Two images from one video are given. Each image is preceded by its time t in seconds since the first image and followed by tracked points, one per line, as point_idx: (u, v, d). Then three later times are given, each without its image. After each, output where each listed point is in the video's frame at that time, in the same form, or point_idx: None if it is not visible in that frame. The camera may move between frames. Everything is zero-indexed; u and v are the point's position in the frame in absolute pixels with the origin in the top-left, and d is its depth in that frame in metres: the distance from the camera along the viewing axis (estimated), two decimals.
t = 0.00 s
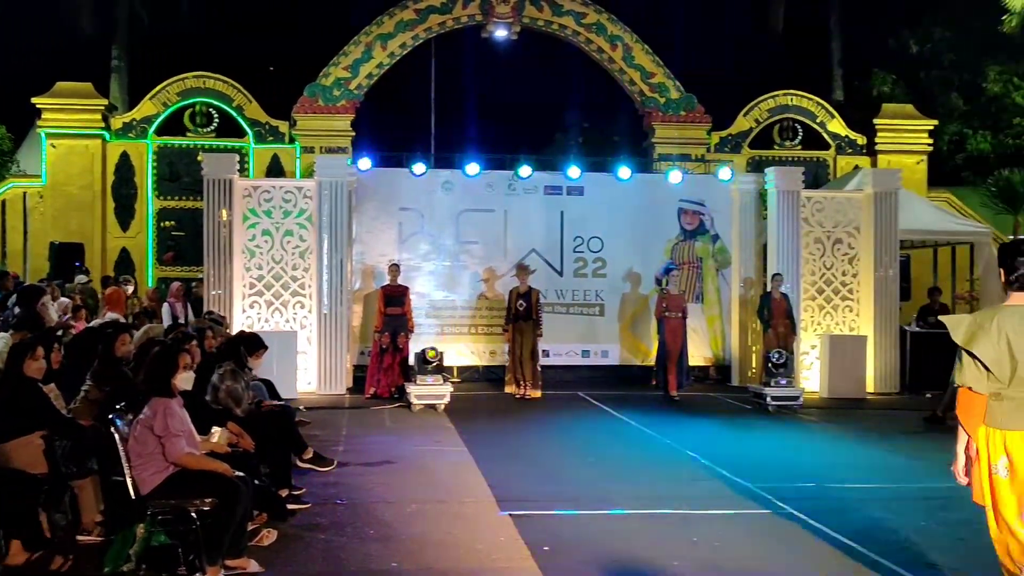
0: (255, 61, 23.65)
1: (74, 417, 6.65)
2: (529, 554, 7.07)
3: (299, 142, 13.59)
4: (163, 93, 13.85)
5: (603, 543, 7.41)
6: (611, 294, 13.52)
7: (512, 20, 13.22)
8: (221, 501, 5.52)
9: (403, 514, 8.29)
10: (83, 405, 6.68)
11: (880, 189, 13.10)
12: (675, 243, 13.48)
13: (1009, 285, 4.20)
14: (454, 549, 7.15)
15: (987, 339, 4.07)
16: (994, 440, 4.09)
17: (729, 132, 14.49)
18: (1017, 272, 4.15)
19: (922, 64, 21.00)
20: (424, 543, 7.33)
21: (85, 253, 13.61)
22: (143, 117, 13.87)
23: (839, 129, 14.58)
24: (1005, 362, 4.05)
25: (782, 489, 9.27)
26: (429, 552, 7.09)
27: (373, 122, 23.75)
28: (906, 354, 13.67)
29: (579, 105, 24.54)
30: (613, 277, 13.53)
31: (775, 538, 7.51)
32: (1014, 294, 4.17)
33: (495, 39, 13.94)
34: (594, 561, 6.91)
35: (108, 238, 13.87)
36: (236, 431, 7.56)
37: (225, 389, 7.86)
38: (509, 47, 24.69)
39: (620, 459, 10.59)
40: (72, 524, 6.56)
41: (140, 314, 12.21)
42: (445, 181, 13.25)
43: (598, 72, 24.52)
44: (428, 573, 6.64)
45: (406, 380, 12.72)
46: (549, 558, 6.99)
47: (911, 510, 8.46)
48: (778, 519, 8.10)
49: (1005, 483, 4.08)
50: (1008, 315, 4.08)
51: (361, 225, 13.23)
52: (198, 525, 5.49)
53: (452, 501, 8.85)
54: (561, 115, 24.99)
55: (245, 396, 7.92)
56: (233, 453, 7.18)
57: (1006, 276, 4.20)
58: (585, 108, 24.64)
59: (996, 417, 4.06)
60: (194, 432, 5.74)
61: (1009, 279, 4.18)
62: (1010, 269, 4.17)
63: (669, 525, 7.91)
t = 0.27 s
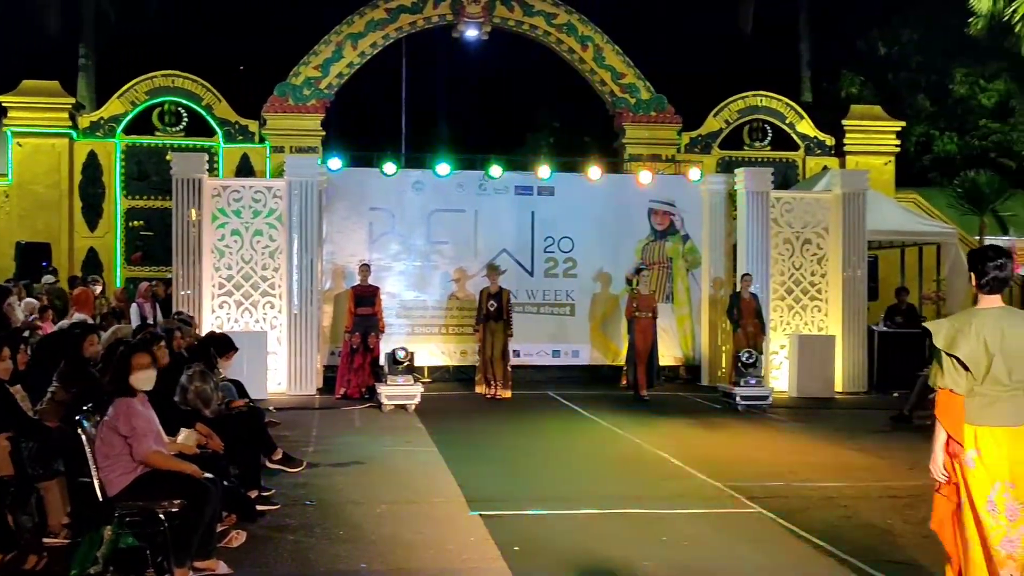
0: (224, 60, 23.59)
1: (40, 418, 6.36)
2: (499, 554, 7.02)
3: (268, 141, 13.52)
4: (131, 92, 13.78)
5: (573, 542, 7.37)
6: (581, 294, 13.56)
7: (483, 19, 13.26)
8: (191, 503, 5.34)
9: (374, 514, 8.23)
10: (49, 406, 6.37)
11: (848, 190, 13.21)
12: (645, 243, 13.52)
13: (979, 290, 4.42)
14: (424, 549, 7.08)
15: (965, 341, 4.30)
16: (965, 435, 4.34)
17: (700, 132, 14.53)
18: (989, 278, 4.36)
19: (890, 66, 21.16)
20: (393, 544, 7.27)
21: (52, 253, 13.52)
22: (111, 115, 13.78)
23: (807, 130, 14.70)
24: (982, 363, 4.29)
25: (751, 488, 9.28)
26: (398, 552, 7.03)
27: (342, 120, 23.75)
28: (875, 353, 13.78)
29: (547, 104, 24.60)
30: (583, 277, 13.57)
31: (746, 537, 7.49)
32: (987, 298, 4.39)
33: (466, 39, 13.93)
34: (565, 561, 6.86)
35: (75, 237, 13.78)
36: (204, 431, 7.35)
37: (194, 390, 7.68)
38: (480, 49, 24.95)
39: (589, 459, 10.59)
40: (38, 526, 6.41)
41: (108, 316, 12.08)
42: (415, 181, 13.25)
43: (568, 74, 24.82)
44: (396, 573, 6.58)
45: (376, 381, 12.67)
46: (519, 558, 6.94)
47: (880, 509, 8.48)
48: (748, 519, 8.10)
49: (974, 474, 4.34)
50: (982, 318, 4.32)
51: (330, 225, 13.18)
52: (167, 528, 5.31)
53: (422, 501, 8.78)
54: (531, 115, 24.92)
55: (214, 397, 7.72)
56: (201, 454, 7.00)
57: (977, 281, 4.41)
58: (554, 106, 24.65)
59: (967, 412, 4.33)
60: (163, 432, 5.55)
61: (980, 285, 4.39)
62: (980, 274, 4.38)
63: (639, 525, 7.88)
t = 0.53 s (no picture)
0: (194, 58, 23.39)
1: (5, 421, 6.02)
2: (470, 555, 6.99)
3: (239, 141, 13.47)
4: (100, 92, 13.69)
5: (545, 544, 7.36)
6: (553, 295, 13.60)
7: (455, 20, 13.17)
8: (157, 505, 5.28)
9: (346, 515, 8.18)
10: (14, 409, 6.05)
11: (818, 190, 13.29)
12: (617, 243, 13.55)
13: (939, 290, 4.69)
14: (395, 551, 7.04)
15: (923, 336, 4.57)
16: (924, 427, 4.57)
17: (671, 133, 14.60)
18: (948, 279, 4.63)
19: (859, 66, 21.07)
20: (365, 545, 7.22)
21: (19, 253, 13.41)
22: (80, 115, 13.69)
23: (778, 131, 14.80)
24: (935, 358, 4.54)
25: (721, 489, 9.31)
26: (369, 553, 6.99)
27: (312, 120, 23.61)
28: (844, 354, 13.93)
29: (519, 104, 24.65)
30: (555, 277, 13.60)
31: (717, 538, 7.50)
32: (944, 298, 4.67)
33: (437, 39, 13.93)
34: (537, 562, 6.84)
35: (43, 238, 13.68)
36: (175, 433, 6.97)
37: (164, 392, 7.87)
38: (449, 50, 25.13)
39: (560, 459, 10.59)
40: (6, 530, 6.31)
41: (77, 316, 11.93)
42: (387, 181, 13.24)
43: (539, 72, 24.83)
44: None
45: (347, 382, 12.62)
46: (490, 559, 6.92)
47: (849, 509, 8.52)
48: (719, 519, 8.11)
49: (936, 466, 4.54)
50: (938, 317, 4.60)
51: (302, 225, 13.13)
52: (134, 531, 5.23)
53: (393, 501, 8.74)
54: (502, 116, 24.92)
55: (182, 399, 7.94)
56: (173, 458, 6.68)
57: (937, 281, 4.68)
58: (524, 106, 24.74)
59: (929, 407, 4.55)
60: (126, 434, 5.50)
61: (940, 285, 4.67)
62: (940, 275, 4.65)
63: (610, 526, 7.88)
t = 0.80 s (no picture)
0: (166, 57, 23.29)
1: None
2: (443, 555, 6.99)
3: (211, 141, 13.40)
4: (70, 90, 13.59)
5: (518, 544, 7.37)
6: (526, 295, 13.63)
7: (428, 19, 13.16)
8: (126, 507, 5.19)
9: (319, 515, 8.16)
10: None
11: (790, 191, 13.38)
12: (590, 243, 13.60)
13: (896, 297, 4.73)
14: (367, 551, 7.02)
15: (878, 340, 4.62)
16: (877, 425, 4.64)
17: (643, 133, 14.65)
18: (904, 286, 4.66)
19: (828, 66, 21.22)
20: (337, 546, 7.20)
21: None
22: (49, 113, 13.59)
23: (750, 132, 14.89)
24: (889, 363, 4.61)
25: (691, 488, 9.36)
26: (342, 554, 6.97)
27: (283, 120, 23.52)
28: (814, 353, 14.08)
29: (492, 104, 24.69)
30: (528, 277, 13.63)
31: (690, 537, 7.53)
32: (899, 305, 4.71)
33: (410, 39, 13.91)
34: (509, 563, 6.85)
35: (12, 237, 13.57)
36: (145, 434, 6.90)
37: (134, 393, 7.54)
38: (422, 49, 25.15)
39: (532, 459, 10.61)
40: None
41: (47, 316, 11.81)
42: (360, 181, 13.22)
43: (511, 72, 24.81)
44: None
45: (320, 382, 12.59)
46: (463, 559, 6.92)
47: (819, 507, 8.58)
48: (691, 519, 8.14)
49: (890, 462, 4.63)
50: (893, 323, 4.65)
51: (274, 225, 13.09)
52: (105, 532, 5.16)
53: (365, 502, 8.72)
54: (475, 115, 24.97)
55: (154, 401, 7.63)
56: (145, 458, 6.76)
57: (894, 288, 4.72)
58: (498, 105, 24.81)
59: (883, 406, 4.62)
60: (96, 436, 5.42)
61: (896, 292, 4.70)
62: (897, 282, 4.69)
63: (581, 526, 7.90)
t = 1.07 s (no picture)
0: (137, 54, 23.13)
1: None
2: (416, 554, 6.97)
3: (182, 138, 13.31)
4: (38, 87, 13.46)
5: (491, 541, 7.36)
6: (500, 293, 13.64)
7: (401, 17, 13.21)
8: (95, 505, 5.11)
9: (292, 515, 8.13)
10: None
11: (763, 190, 13.45)
12: (564, 242, 13.62)
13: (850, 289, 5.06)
14: (340, 550, 7.00)
15: (840, 329, 4.94)
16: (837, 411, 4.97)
17: (617, 132, 14.69)
18: (858, 278, 5.00)
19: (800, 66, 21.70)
20: (310, 545, 7.17)
21: None
22: (17, 110, 13.45)
23: (722, 131, 14.96)
24: (849, 350, 4.93)
25: (663, 486, 9.40)
26: (314, 553, 6.94)
27: (257, 119, 23.42)
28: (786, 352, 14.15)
29: (465, 103, 24.68)
30: (502, 276, 13.64)
31: (663, 535, 7.55)
32: (854, 295, 5.05)
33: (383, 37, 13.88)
34: (482, 561, 6.84)
35: None
36: (116, 436, 6.87)
37: (104, 392, 7.48)
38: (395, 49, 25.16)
39: (504, 457, 10.62)
40: None
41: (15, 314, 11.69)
42: (333, 179, 13.17)
43: (484, 71, 24.86)
44: None
45: (293, 381, 12.53)
46: (437, 558, 6.90)
47: (791, 504, 8.63)
48: (664, 516, 8.17)
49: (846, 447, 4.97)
50: (850, 313, 4.98)
51: (246, 223, 13.02)
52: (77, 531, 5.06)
53: (337, 501, 8.69)
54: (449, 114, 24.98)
55: (125, 400, 7.58)
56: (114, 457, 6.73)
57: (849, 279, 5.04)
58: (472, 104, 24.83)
59: (841, 394, 4.95)
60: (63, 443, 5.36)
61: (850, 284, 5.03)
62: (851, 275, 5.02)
63: (554, 523, 7.90)
